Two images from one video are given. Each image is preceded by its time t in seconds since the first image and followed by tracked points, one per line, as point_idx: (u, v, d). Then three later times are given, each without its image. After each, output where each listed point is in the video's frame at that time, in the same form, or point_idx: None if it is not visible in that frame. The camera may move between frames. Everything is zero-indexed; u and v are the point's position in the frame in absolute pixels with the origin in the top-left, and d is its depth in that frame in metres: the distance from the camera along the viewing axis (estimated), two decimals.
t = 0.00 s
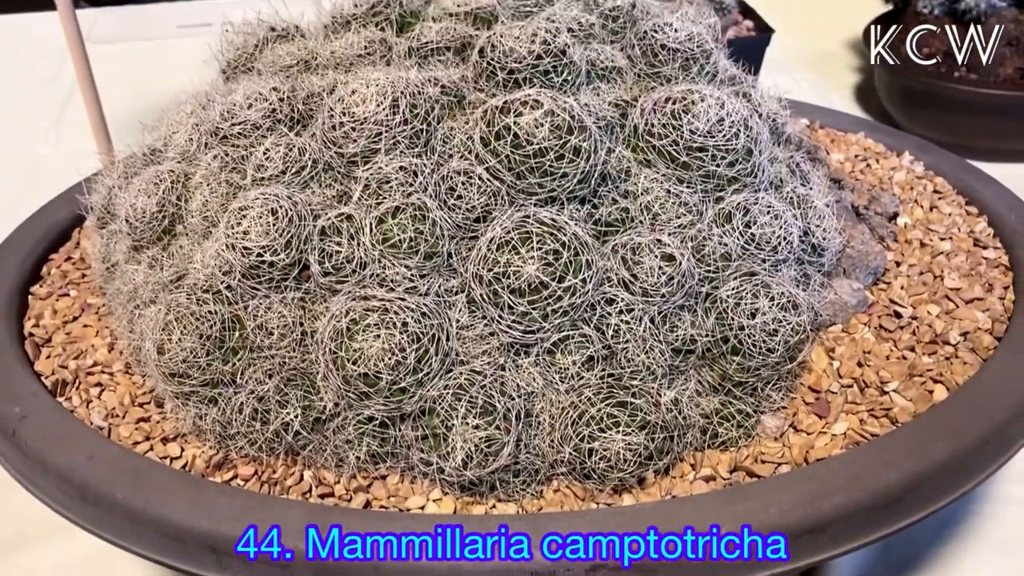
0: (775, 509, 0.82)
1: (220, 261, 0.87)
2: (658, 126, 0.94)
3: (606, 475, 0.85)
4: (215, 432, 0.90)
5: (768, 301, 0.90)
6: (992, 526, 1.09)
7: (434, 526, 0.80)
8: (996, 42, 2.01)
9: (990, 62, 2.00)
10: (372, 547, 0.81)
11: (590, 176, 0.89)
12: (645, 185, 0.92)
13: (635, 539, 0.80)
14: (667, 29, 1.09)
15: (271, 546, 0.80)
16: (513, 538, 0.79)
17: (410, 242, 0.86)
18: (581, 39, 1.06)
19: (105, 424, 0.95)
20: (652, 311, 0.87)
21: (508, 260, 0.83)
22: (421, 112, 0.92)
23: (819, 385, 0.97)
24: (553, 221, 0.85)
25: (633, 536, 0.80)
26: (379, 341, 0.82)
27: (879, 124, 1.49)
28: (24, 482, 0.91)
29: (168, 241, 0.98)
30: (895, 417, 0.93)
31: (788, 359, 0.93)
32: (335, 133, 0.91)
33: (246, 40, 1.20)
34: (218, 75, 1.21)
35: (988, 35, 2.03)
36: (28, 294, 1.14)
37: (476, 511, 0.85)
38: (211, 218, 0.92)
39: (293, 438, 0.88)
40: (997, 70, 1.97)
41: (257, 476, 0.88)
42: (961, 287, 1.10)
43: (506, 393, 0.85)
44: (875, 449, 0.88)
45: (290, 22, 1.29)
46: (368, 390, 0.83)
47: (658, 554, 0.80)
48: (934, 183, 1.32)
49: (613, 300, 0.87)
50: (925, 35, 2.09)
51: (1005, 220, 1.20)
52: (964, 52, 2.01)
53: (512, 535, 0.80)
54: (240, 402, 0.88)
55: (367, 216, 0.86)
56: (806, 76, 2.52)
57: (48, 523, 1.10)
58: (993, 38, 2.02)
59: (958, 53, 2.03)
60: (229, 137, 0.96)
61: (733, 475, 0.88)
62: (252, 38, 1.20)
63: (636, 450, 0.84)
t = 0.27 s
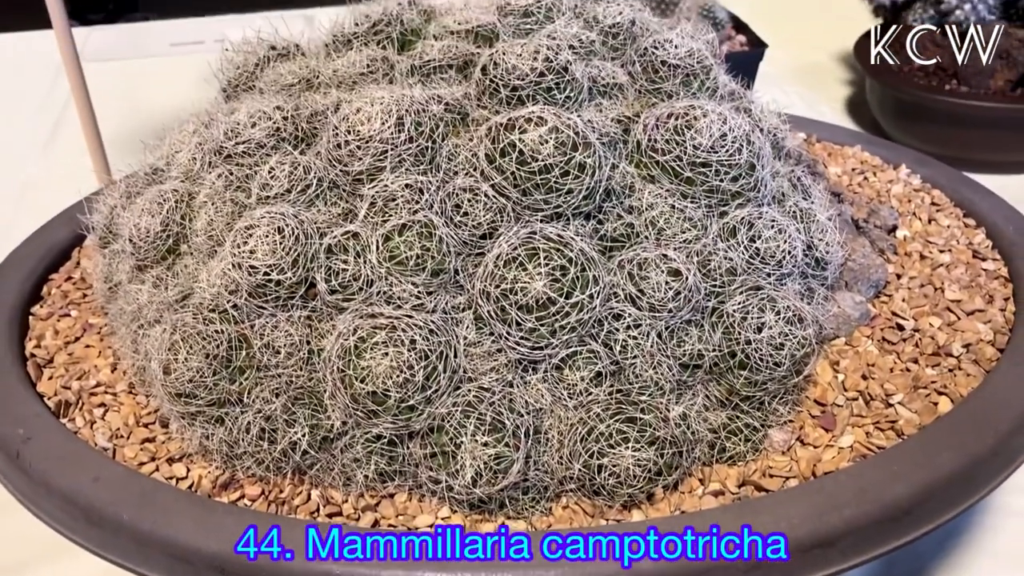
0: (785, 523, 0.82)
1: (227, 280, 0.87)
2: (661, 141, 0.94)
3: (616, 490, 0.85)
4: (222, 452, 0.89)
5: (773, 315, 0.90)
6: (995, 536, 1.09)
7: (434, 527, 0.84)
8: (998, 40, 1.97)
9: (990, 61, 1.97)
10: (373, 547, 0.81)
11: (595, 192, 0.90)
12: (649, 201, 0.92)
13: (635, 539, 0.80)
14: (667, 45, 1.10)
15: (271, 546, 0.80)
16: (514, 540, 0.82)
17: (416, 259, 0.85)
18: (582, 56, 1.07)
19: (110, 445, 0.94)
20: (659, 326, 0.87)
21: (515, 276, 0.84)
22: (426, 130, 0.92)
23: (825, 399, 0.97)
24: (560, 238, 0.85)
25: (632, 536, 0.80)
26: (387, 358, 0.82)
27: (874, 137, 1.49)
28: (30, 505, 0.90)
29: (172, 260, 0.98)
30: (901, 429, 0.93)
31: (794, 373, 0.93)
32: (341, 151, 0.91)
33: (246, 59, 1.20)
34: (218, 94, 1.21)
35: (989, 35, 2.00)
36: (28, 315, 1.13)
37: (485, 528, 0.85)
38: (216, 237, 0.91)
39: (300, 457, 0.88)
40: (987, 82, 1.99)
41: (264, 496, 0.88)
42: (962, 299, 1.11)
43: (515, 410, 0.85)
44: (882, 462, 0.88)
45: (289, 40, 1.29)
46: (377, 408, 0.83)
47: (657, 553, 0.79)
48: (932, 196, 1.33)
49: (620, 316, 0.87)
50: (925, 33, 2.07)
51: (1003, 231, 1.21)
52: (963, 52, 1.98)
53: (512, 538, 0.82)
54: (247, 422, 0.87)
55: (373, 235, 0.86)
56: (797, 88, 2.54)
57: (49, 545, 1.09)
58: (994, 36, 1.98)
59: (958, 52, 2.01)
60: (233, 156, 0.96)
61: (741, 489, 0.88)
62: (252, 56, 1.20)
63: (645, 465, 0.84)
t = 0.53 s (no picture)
0: (797, 531, 0.81)
1: (231, 296, 0.87)
2: (664, 152, 0.94)
3: (626, 503, 0.84)
4: (228, 470, 0.88)
5: (780, 325, 0.90)
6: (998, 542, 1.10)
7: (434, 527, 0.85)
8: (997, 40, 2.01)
9: (990, 61, 2.01)
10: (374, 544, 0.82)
11: (600, 204, 0.89)
12: (653, 212, 0.92)
13: (635, 540, 0.81)
14: (666, 56, 1.10)
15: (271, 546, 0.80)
16: (514, 540, 0.82)
17: (423, 273, 0.85)
18: (582, 68, 1.07)
19: (113, 464, 0.93)
20: (666, 337, 0.87)
21: (523, 289, 0.83)
22: (430, 143, 0.92)
23: (831, 408, 0.97)
24: (566, 249, 0.85)
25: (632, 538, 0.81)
26: (395, 373, 0.81)
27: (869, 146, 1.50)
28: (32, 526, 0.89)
29: (174, 276, 0.97)
30: (908, 437, 0.93)
31: (801, 382, 0.93)
32: (344, 165, 0.91)
33: (243, 73, 1.19)
34: (216, 109, 1.20)
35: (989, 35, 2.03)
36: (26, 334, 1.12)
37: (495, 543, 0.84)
38: (219, 253, 0.91)
39: (307, 473, 0.87)
40: (976, 91, 2.01)
41: (271, 513, 0.87)
42: (963, 306, 1.11)
43: (524, 424, 0.84)
44: (891, 469, 0.88)
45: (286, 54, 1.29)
46: (385, 423, 0.82)
47: (658, 553, 0.80)
48: (929, 203, 1.34)
49: (628, 327, 0.87)
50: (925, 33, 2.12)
51: (1000, 238, 1.22)
52: (963, 51, 2.02)
53: (514, 538, 0.82)
54: (253, 439, 0.86)
55: (379, 248, 0.86)
56: (787, 97, 2.55)
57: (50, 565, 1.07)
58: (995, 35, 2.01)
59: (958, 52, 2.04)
60: (235, 171, 0.96)
61: (751, 500, 0.87)
62: (250, 71, 1.19)
63: (656, 477, 0.83)
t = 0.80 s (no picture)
0: (812, 533, 0.83)
1: (248, 307, 0.87)
2: (673, 160, 0.95)
3: (645, 508, 0.85)
4: (247, 481, 0.88)
5: (792, 329, 0.91)
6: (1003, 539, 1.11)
7: (435, 528, 0.86)
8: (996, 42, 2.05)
9: (991, 61, 2.05)
10: (374, 547, 0.83)
11: (613, 211, 0.91)
12: (665, 219, 0.94)
13: (635, 540, 0.83)
14: (671, 65, 1.11)
15: (272, 547, 0.82)
16: (515, 539, 0.82)
17: (440, 282, 0.86)
18: (588, 78, 1.08)
19: (130, 478, 0.93)
20: (681, 343, 0.88)
21: (540, 296, 0.84)
22: (443, 153, 0.92)
23: (843, 410, 0.98)
24: (581, 256, 0.86)
25: (632, 537, 0.83)
26: (415, 382, 0.82)
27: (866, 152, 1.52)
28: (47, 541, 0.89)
29: (187, 289, 0.97)
30: (918, 438, 0.95)
31: (813, 385, 0.94)
32: (358, 176, 0.91)
33: (249, 86, 1.20)
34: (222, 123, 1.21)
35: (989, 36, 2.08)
36: (34, 349, 1.12)
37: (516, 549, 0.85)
38: (234, 265, 0.91)
39: (326, 483, 0.87)
40: (964, 96, 2.04)
41: (290, 524, 0.87)
42: (966, 308, 1.13)
43: (543, 431, 0.85)
44: (903, 471, 0.89)
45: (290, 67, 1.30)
46: (405, 432, 0.83)
47: (658, 553, 0.81)
48: (928, 208, 1.35)
49: (643, 333, 0.87)
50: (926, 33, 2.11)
51: (999, 241, 1.24)
52: (964, 51, 2.06)
53: (514, 538, 0.82)
54: (272, 449, 0.87)
55: (395, 258, 0.87)
56: (777, 105, 2.58)
57: None
58: (994, 36, 2.06)
59: (959, 51, 2.07)
60: (248, 183, 0.96)
61: (767, 503, 0.88)
62: (256, 84, 1.20)
63: (674, 481, 0.84)
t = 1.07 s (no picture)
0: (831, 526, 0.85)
1: (279, 313, 0.89)
2: (688, 165, 0.98)
3: (669, 502, 0.88)
4: (280, 483, 0.90)
5: (808, 327, 0.93)
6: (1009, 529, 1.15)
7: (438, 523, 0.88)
8: (996, 41, 2.09)
9: (991, 61, 2.10)
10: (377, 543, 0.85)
11: (631, 215, 0.93)
12: (681, 222, 0.96)
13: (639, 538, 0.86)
14: (680, 72, 1.14)
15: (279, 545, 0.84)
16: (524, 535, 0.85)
17: (467, 285, 0.89)
18: (601, 86, 1.10)
19: (162, 482, 0.95)
20: (701, 341, 0.91)
21: (565, 298, 0.87)
22: (466, 159, 0.95)
23: (855, 405, 1.01)
24: (603, 259, 0.89)
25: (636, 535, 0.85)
26: (445, 383, 0.84)
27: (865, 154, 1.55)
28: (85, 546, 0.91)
29: (215, 296, 0.99)
30: (929, 431, 0.97)
31: (829, 381, 0.97)
32: (384, 184, 0.94)
33: (265, 96, 1.22)
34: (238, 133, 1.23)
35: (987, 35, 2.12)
36: (58, 358, 1.13)
37: (545, 545, 0.87)
38: (263, 271, 0.93)
39: (359, 483, 0.89)
40: (954, 100, 2.08)
41: (322, 524, 0.89)
42: (970, 305, 1.16)
43: (570, 428, 0.87)
44: (916, 464, 0.92)
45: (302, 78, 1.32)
46: (437, 431, 0.85)
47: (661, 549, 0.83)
48: (927, 209, 1.39)
49: (665, 332, 0.90)
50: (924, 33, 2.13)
51: (998, 240, 1.27)
52: (964, 52, 2.10)
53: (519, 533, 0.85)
54: (305, 451, 0.88)
55: (422, 263, 0.90)
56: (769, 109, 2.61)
57: None
58: (993, 36, 2.10)
59: (959, 51, 2.11)
60: (274, 192, 0.98)
61: (786, 495, 0.91)
62: (272, 94, 1.22)
63: (697, 476, 0.87)
